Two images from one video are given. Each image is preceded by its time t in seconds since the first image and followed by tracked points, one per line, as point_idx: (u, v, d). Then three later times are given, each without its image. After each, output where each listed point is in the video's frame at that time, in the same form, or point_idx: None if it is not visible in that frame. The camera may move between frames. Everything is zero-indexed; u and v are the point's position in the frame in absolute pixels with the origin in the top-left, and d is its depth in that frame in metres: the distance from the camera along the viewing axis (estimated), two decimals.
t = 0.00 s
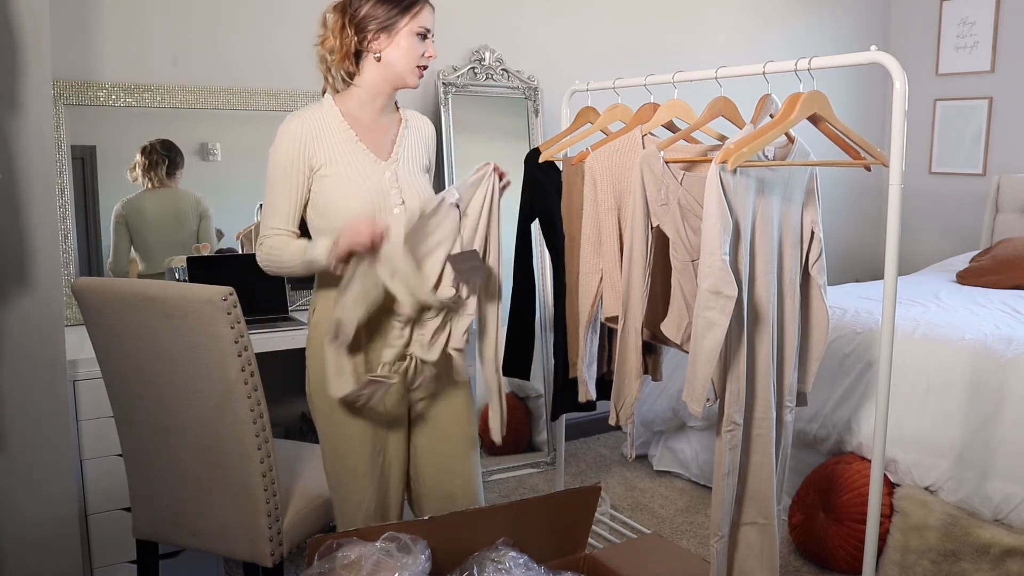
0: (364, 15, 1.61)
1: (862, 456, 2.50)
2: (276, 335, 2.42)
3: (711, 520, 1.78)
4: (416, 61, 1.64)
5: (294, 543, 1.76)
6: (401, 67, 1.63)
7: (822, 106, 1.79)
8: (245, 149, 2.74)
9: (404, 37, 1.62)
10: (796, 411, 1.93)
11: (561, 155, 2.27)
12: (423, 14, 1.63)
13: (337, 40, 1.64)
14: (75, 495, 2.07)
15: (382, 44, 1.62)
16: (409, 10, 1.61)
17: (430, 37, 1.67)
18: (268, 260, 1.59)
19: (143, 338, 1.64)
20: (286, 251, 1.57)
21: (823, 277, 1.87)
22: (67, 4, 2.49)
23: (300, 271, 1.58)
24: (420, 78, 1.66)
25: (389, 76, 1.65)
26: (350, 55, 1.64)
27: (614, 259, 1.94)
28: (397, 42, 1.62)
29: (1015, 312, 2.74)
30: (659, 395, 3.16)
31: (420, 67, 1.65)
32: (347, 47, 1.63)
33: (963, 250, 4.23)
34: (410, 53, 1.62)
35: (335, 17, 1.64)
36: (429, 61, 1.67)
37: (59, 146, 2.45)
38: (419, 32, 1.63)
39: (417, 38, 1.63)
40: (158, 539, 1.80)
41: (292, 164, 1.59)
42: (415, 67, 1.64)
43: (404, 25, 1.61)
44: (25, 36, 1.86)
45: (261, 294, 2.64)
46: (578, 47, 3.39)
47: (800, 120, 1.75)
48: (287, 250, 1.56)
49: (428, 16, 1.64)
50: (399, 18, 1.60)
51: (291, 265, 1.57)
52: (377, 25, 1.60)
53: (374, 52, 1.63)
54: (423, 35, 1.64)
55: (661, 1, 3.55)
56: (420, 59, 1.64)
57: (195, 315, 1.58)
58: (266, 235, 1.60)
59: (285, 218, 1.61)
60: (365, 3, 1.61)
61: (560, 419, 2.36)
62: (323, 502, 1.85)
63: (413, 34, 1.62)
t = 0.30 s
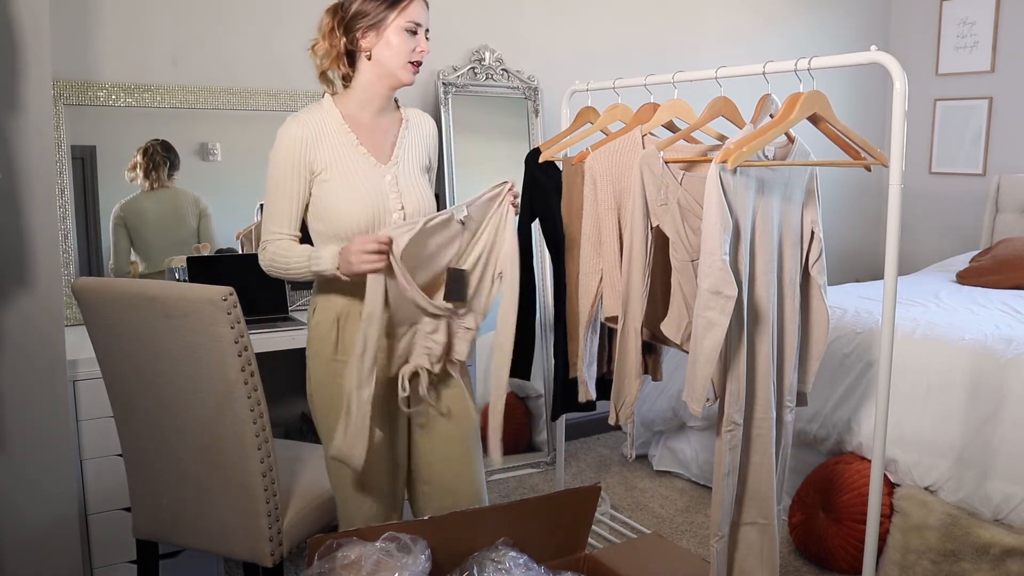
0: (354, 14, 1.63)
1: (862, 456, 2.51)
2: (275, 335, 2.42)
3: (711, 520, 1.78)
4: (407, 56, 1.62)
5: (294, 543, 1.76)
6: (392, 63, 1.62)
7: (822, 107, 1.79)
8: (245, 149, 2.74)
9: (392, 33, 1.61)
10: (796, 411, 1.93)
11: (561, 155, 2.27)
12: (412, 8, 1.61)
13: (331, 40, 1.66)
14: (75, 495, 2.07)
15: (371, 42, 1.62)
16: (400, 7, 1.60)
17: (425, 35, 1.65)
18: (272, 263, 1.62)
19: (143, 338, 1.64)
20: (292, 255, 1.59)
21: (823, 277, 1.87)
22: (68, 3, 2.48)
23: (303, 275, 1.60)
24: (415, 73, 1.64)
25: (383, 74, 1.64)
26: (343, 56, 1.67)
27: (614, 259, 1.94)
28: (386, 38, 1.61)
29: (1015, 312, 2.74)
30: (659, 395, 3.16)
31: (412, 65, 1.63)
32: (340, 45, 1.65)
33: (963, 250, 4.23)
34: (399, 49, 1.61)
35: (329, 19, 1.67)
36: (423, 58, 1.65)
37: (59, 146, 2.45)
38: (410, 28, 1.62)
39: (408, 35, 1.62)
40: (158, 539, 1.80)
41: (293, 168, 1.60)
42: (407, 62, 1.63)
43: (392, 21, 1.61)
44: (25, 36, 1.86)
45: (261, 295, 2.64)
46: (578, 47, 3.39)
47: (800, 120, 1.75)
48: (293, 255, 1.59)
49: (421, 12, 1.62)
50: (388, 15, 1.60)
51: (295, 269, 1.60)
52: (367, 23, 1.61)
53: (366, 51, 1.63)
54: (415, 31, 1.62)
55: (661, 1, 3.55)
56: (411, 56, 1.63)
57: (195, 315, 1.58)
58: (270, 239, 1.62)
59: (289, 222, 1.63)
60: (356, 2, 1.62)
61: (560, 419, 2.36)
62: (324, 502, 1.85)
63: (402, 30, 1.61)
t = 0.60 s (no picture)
0: (362, 16, 1.61)
1: (862, 456, 2.50)
2: (275, 335, 2.41)
3: (711, 520, 1.78)
4: (406, 70, 1.62)
5: (295, 543, 1.76)
6: (389, 75, 1.63)
7: (823, 106, 1.79)
8: (245, 149, 2.74)
9: (393, 45, 1.60)
10: (796, 411, 1.93)
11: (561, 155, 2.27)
12: (420, 20, 1.59)
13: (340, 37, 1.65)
14: (74, 495, 2.07)
15: (374, 50, 1.62)
16: (406, 19, 1.58)
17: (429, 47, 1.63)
18: (286, 263, 1.61)
19: (143, 338, 1.64)
20: (306, 253, 1.59)
21: (823, 277, 1.87)
22: (68, 4, 2.48)
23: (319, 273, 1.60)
24: (410, 87, 1.64)
25: (382, 81, 1.65)
26: (351, 52, 1.67)
27: (614, 259, 1.94)
28: (386, 49, 1.61)
29: (1015, 312, 2.74)
30: (660, 395, 3.16)
31: (410, 78, 1.63)
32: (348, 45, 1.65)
33: (963, 250, 4.23)
34: (400, 62, 1.61)
35: (341, 9, 1.65)
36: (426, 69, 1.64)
37: (59, 146, 2.45)
38: (412, 42, 1.60)
39: (409, 48, 1.61)
40: (158, 539, 1.80)
41: (303, 164, 1.60)
42: (403, 77, 1.63)
43: (397, 32, 1.59)
44: (25, 36, 1.86)
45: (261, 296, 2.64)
46: (579, 47, 3.39)
47: (800, 120, 1.75)
48: (306, 253, 1.59)
49: (427, 25, 1.60)
50: (392, 27, 1.59)
51: (311, 267, 1.59)
52: (372, 30, 1.60)
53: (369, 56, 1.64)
54: (418, 45, 1.61)
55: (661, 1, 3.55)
56: (411, 69, 1.62)
57: (195, 315, 1.58)
58: (281, 237, 1.62)
59: (300, 218, 1.62)
60: (366, 4, 1.60)
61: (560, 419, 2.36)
62: (324, 502, 1.85)
63: (405, 44, 1.60)
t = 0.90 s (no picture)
0: (384, 16, 1.60)
1: (862, 456, 2.50)
2: (275, 335, 2.40)
3: (711, 520, 1.78)
4: (422, 71, 1.60)
5: (295, 543, 1.76)
6: (406, 75, 1.62)
7: (823, 107, 1.79)
8: (246, 149, 2.74)
9: (410, 47, 1.58)
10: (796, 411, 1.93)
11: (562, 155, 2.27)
12: (439, 21, 1.57)
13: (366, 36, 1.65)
14: (74, 495, 2.07)
15: (395, 50, 1.61)
16: (423, 20, 1.57)
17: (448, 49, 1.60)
18: (307, 259, 1.61)
19: (143, 338, 1.64)
20: (326, 249, 1.58)
21: (823, 277, 1.87)
22: (67, 4, 2.48)
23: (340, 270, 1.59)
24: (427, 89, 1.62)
25: (399, 81, 1.64)
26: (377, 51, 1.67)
27: (614, 259, 1.94)
28: (404, 50, 1.59)
29: (1015, 312, 2.74)
30: (660, 395, 3.16)
31: (426, 80, 1.61)
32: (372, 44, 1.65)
33: (963, 250, 4.23)
34: (417, 64, 1.59)
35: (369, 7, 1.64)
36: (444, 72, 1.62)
37: (59, 146, 2.46)
38: (428, 44, 1.58)
39: (425, 50, 1.58)
40: (158, 539, 1.80)
41: (325, 160, 1.61)
42: (419, 78, 1.61)
43: (415, 33, 1.57)
44: (25, 37, 1.86)
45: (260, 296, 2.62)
46: (579, 47, 3.38)
47: (800, 120, 1.75)
48: (325, 250, 1.58)
49: (446, 27, 1.58)
50: (410, 28, 1.57)
51: (332, 263, 1.58)
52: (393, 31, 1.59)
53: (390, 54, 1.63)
54: (434, 47, 1.59)
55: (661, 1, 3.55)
56: (427, 70, 1.60)
57: (195, 314, 1.58)
58: (303, 233, 1.62)
59: (322, 213, 1.63)
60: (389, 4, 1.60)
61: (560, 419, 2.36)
62: (324, 502, 1.85)
63: (421, 45, 1.58)
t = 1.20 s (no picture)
0: (416, 12, 1.49)
1: (862, 456, 2.50)
2: (275, 335, 2.39)
3: (711, 520, 1.78)
4: (461, 66, 1.50)
5: (295, 543, 1.76)
6: (443, 70, 1.51)
7: (822, 107, 1.79)
8: (246, 149, 2.74)
9: (448, 41, 1.48)
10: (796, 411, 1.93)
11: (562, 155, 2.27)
12: (477, 15, 1.47)
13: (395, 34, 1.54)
14: (74, 495, 2.07)
15: (428, 45, 1.51)
16: (462, 13, 1.47)
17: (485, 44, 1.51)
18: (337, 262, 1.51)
19: (142, 338, 1.65)
20: (356, 260, 1.48)
21: (823, 277, 1.87)
22: (67, 3, 2.48)
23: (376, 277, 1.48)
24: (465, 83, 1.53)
25: (435, 77, 1.53)
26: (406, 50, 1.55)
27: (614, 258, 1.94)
28: (441, 45, 1.49)
29: (1015, 312, 2.74)
30: (659, 395, 3.16)
31: (464, 74, 1.51)
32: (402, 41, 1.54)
33: (963, 250, 4.23)
34: (455, 59, 1.50)
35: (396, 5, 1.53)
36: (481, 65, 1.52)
37: (60, 146, 2.46)
38: (466, 38, 1.48)
39: (464, 44, 1.49)
40: (158, 539, 1.80)
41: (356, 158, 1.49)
42: (456, 72, 1.51)
43: (452, 27, 1.47)
44: (26, 37, 1.86)
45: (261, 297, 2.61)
46: (579, 47, 3.38)
47: (800, 120, 1.75)
48: (357, 259, 1.48)
49: (484, 21, 1.48)
50: (448, 22, 1.47)
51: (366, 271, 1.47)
52: (427, 26, 1.49)
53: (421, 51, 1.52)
54: (473, 41, 1.49)
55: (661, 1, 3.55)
56: (464, 65, 1.51)
57: (195, 315, 1.58)
58: (334, 237, 1.51)
59: (354, 217, 1.51)
60: None
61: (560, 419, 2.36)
62: (325, 501, 1.85)
63: (460, 39, 1.48)
